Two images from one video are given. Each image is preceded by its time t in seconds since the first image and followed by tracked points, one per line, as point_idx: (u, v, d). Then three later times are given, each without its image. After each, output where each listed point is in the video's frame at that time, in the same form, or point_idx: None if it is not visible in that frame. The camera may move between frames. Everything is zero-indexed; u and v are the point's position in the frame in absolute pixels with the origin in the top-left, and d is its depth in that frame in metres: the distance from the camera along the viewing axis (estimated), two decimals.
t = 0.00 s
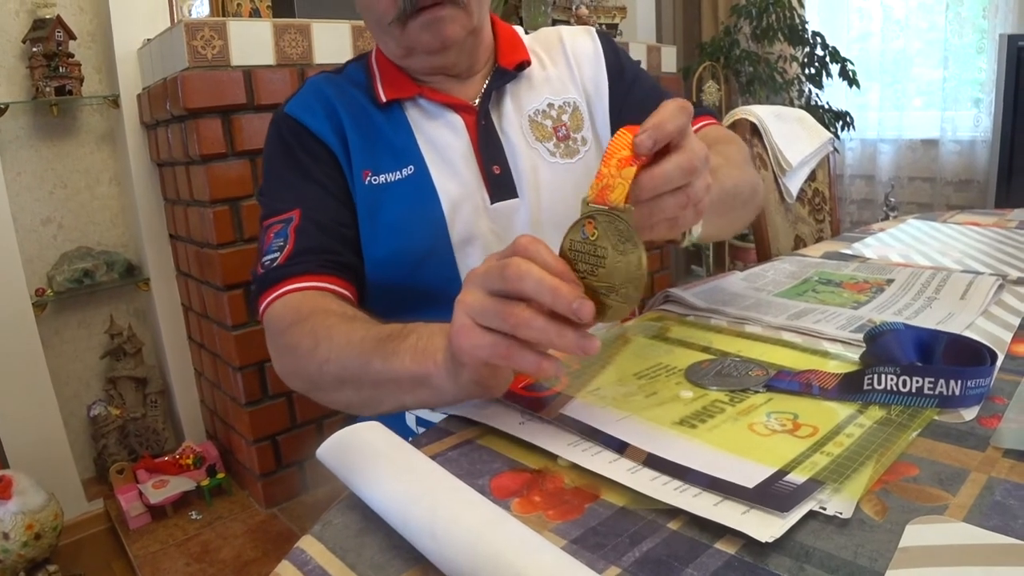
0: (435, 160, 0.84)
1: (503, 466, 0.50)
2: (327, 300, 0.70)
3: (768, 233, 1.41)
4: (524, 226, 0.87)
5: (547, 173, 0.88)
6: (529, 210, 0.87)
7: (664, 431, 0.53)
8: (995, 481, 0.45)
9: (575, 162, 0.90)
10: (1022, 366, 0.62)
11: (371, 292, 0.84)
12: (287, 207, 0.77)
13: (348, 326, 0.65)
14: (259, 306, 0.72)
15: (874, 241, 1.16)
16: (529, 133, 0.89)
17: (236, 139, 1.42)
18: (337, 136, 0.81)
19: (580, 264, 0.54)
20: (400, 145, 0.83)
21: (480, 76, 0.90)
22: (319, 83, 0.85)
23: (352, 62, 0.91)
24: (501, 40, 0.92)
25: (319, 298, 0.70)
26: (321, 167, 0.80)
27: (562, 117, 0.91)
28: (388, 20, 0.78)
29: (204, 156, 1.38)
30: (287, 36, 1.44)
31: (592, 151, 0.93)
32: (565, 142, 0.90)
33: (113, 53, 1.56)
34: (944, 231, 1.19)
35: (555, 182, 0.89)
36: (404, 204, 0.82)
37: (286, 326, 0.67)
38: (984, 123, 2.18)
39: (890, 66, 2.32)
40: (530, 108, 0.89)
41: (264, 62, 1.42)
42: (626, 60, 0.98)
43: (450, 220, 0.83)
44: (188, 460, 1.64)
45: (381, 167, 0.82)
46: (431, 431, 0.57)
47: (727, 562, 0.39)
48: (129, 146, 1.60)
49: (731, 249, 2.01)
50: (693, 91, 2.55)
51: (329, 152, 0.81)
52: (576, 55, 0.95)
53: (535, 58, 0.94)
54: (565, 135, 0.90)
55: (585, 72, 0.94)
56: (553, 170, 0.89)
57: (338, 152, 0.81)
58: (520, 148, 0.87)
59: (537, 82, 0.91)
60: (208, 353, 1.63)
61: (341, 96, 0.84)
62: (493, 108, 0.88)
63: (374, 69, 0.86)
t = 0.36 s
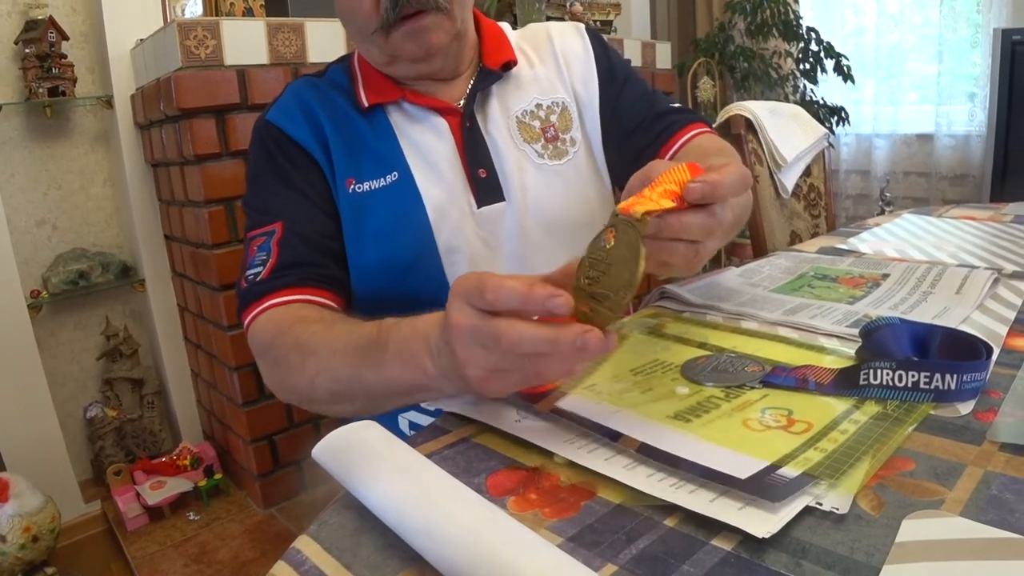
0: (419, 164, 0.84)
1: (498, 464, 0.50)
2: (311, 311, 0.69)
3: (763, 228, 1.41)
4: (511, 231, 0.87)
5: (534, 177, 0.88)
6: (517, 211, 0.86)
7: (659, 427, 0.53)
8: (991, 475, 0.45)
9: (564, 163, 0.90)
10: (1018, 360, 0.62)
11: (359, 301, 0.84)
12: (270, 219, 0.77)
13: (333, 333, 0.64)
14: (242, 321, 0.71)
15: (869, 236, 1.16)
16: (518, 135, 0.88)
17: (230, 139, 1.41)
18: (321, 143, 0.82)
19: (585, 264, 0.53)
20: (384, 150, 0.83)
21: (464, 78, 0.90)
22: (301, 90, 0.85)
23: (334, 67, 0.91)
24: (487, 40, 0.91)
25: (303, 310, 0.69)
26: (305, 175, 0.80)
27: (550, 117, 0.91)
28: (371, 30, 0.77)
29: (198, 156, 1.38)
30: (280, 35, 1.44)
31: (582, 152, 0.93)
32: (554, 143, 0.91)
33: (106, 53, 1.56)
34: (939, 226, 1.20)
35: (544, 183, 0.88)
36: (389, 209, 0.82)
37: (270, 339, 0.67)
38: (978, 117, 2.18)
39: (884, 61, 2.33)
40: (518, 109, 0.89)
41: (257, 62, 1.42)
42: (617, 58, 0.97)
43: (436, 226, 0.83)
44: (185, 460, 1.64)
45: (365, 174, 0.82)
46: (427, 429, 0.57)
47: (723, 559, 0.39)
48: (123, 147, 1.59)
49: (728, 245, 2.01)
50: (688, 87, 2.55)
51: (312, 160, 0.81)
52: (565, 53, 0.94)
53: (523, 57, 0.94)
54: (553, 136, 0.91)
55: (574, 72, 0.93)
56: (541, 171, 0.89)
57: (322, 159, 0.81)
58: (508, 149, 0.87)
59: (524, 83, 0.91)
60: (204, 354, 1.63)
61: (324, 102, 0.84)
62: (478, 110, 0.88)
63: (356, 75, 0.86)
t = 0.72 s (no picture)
0: (414, 165, 0.83)
1: (496, 463, 0.50)
2: (297, 314, 0.70)
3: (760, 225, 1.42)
4: (505, 236, 0.86)
5: (530, 181, 0.87)
6: (512, 217, 0.86)
7: (655, 425, 0.53)
8: (987, 471, 0.45)
9: (562, 170, 0.90)
10: (1014, 356, 0.63)
11: (351, 299, 0.85)
12: (260, 221, 0.78)
13: (307, 342, 0.64)
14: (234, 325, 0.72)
15: (866, 233, 1.17)
16: (516, 139, 0.88)
17: (227, 140, 1.41)
18: (315, 143, 0.82)
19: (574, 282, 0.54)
20: (378, 150, 0.83)
21: (461, 78, 0.90)
22: (296, 88, 0.85)
23: (329, 65, 0.90)
24: (486, 42, 0.91)
25: (289, 313, 0.70)
26: (298, 175, 0.80)
27: (549, 124, 0.90)
28: (369, 29, 0.77)
29: (195, 156, 1.38)
30: (276, 35, 1.44)
31: (579, 160, 0.92)
32: (552, 150, 0.90)
33: (102, 53, 1.56)
34: (936, 222, 1.20)
35: (541, 190, 0.88)
36: (382, 210, 0.82)
37: (255, 344, 0.67)
38: (975, 114, 2.18)
39: (880, 58, 2.33)
40: (517, 113, 0.89)
41: (254, 62, 1.42)
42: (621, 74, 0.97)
43: (430, 229, 0.83)
44: (184, 461, 1.64)
45: (359, 174, 0.82)
46: (425, 428, 0.57)
47: (720, 556, 0.39)
48: (120, 148, 1.59)
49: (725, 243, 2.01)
50: (684, 85, 2.55)
51: (306, 159, 0.81)
52: (566, 61, 0.94)
53: (525, 61, 0.93)
54: (552, 143, 0.90)
55: (575, 80, 0.93)
56: (537, 178, 0.88)
57: (316, 158, 0.81)
58: (506, 154, 0.87)
59: (525, 86, 0.91)
60: (202, 354, 1.63)
61: (319, 101, 0.84)
62: (476, 112, 0.88)
63: (351, 73, 0.86)
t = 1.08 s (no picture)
0: (426, 159, 0.83)
1: (494, 462, 0.50)
2: (292, 316, 0.70)
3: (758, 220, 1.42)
4: (517, 237, 0.85)
5: (543, 182, 0.87)
6: (524, 219, 0.85)
7: (653, 423, 0.53)
8: (986, 466, 0.45)
9: (575, 176, 0.90)
10: (1012, 351, 0.63)
11: (357, 295, 0.84)
12: (263, 212, 0.78)
13: (300, 352, 0.65)
14: (233, 316, 0.73)
15: (864, 229, 1.16)
16: (531, 141, 0.88)
17: (225, 139, 1.41)
18: (326, 132, 0.81)
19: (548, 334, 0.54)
20: (390, 142, 0.82)
21: (477, 74, 0.89)
22: (309, 76, 0.85)
23: (343, 55, 0.90)
24: (504, 40, 0.91)
25: (285, 314, 0.70)
26: (307, 165, 0.80)
27: (565, 128, 0.90)
28: (387, 18, 0.77)
29: (192, 156, 1.37)
30: (273, 34, 1.44)
31: (592, 166, 0.92)
32: (567, 154, 0.90)
33: (98, 53, 1.55)
34: (934, 218, 1.20)
35: (555, 192, 0.88)
36: (391, 204, 0.81)
37: (251, 346, 0.69)
38: (972, 109, 2.18)
39: (878, 54, 2.33)
40: (534, 115, 0.89)
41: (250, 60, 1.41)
42: (637, 88, 0.99)
43: (441, 227, 0.82)
44: (183, 461, 1.63)
45: (370, 166, 0.81)
46: (423, 427, 0.57)
47: (719, 554, 0.39)
48: (116, 147, 1.59)
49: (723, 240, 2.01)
50: (682, 81, 2.55)
51: (316, 149, 0.81)
52: (584, 66, 0.94)
53: (542, 62, 0.93)
54: (566, 147, 0.90)
55: (592, 85, 0.94)
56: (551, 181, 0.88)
57: (325, 149, 0.81)
58: (521, 156, 0.87)
59: (542, 88, 0.91)
60: (200, 354, 1.63)
61: (332, 90, 0.84)
62: (491, 113, 0.87)
63: (367, 64, 0.86)
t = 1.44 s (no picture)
0: (433, 155, 0.82)
1: (493, 456, 0.50)
2: (298, 310, 0.71)
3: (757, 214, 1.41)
4: (523, 234, 0.85)
5: (552, 178, 0.87)
6: (531, 215, 0.85)
7: (653, 418, 0.53)
8: (986, 460, 0.45)
9: (584, 172, 0.90)
10: (1012, 345, 0.62)
11: (362, 290, 0.83)
12: (268, 205, 0.77)
13: (303, 344, 0.66)
14: (239, 310, 0.73)
15: (863, 223, 1.16)
16: (540, 138, 0.88)
17: (222, 134, 1.41)
18: (334, 125, 0.80)
19: (565, 321, 0.56)
20: (398, 137, 0.82)
21: (488, 70, 0.89)
22: (317, 68, 0.84)
23: (351, 46, 0.89)
24: (515, 35, 0.90)
25: (294, 309, 0.71)
26: (314, 158, 0.80)
27: (574, 124, 0.90)
28: (402, 12, 0.76)
29: (190, 151, 1.37)
30: (270, 29, 1.43)
31: (600, 162, 0.92)
32: (575, 150, 0.90)
33: (94, 48, 1.54)
34: (934, 212, 1.20)
35: (562, 189, 0.87)
36: (398, 200, 0.81)
37: (256, 337, 0.69)
38: (972, 104, 2.18)
39: (877, 48, 2.32)
40: (543, 111, 0.89)
41: (247, 55, 1.41)
42: (645, 83, 0.99)
43: (448, 223, 0.82)
44: (182, 457, 1.62)
45: (378, 161, 0.81)
46: (422, 421, 0.57)
47: (718, 548, 0.39)
48: (113, 143, 1.58)
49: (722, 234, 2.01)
50: (681, 76, 2.54)
51: (323, 142, 0.80)
52: (594, 62, 0.94)
53: (551, 59, 0.93)
54: (575, 143, 0.90)
55: (601, 82, 0.94)
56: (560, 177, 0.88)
57: (333, 142, 0.80)
58: (530, 153, 0.86)
59: (551, 84, 0.91)
60: (200, 350, 1.63)
61: (341, 83, 0.83)
62: (501, 109, 0.87)
63: (376, 56, 0.85)
